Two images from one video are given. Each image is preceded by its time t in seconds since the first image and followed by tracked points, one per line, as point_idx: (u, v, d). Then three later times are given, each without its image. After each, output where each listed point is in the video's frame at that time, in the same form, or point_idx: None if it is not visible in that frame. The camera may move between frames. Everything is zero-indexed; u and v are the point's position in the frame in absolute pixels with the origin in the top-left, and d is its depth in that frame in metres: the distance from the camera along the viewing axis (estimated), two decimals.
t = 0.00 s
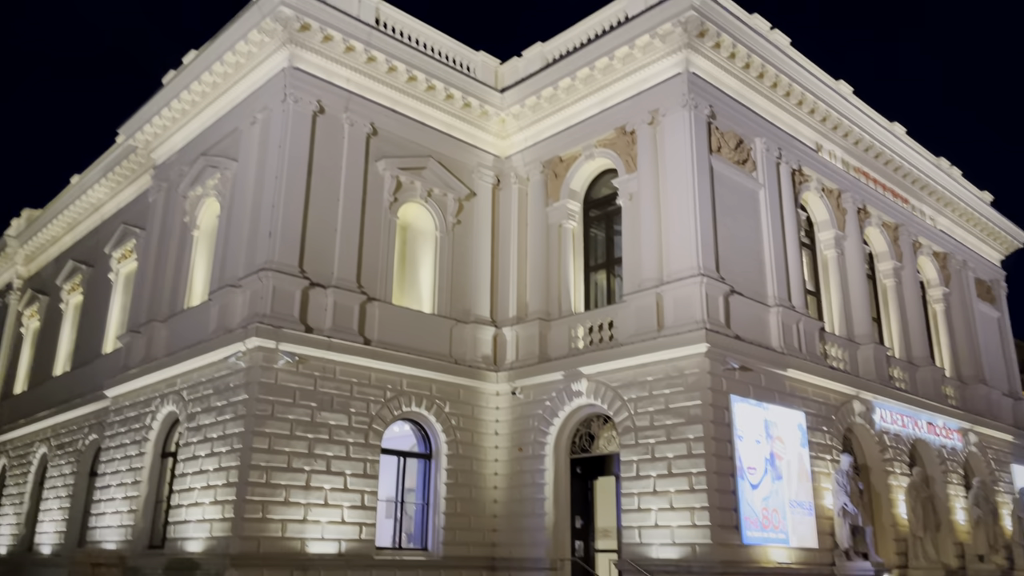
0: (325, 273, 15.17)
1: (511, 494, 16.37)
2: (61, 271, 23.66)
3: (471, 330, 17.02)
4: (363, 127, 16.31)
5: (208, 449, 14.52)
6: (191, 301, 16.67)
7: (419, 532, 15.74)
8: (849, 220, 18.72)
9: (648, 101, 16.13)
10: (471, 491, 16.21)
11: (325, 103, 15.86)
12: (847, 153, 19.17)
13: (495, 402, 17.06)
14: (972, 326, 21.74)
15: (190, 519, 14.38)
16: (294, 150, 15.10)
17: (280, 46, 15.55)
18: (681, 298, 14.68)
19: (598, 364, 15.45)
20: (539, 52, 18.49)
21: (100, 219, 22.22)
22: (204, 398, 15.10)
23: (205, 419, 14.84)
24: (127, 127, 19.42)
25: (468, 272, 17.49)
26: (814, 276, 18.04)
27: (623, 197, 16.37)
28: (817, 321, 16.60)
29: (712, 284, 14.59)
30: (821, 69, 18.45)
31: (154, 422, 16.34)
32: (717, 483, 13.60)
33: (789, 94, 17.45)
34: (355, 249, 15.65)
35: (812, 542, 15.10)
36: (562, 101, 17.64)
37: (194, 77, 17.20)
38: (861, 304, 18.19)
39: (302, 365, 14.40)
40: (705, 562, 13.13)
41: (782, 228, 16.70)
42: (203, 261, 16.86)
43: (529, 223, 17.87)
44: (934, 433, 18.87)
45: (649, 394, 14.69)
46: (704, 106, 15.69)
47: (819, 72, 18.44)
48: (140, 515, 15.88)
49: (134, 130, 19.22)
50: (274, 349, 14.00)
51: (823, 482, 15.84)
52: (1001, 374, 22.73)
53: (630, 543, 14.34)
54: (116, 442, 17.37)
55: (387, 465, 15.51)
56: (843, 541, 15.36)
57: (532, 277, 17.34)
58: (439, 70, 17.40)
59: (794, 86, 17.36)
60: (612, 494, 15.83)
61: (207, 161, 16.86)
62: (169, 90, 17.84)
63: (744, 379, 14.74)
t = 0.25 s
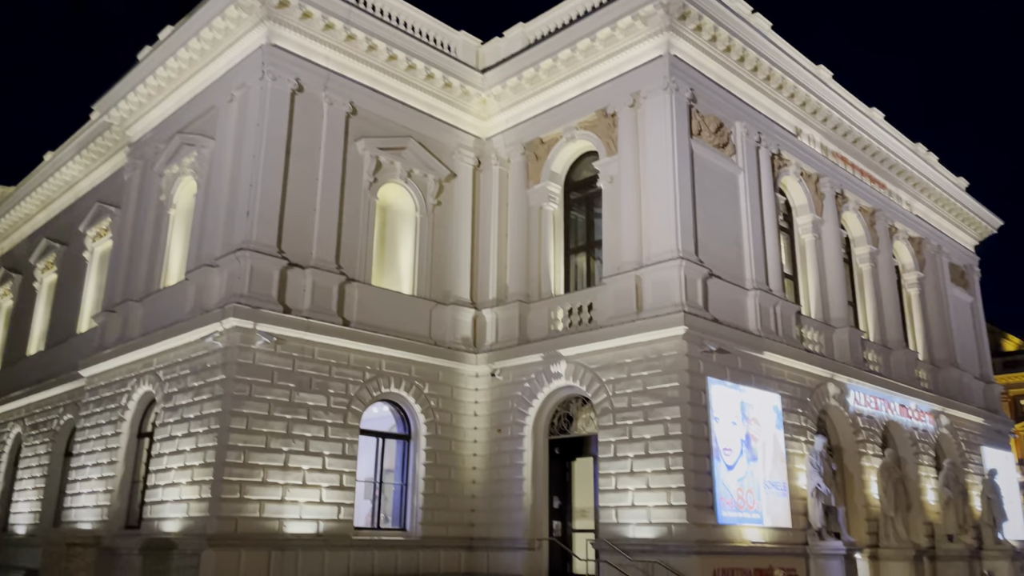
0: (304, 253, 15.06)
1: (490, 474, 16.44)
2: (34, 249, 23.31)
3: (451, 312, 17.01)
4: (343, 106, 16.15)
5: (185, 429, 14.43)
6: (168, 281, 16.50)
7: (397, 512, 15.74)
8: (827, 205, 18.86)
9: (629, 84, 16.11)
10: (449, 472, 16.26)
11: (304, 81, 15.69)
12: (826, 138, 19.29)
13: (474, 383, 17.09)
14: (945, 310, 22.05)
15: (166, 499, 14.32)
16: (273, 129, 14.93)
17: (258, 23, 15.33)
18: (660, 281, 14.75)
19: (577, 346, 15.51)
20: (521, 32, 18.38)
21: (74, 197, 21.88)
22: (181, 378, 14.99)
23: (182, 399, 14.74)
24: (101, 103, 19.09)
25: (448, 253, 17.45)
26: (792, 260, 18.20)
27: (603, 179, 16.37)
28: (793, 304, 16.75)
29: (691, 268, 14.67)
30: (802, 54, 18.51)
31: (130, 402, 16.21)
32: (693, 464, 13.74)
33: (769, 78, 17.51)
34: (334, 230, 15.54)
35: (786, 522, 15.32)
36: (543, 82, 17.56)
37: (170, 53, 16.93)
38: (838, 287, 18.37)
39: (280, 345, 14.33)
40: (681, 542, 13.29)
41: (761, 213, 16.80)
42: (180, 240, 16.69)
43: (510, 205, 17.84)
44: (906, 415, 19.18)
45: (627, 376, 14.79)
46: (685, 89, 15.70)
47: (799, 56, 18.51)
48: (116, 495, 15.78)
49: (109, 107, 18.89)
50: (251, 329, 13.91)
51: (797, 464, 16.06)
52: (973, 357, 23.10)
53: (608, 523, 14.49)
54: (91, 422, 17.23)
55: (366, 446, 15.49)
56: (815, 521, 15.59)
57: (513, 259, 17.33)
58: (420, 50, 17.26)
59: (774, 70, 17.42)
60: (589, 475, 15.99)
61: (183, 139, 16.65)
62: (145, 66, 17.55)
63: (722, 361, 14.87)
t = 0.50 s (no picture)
0: (281, 233, 14.94)
1: (468, 455, 16.50)
2: (5, 227, 22.92)
3: (430, 293, 16.98)
4: (321, 85, 15.98)
5: (160, 409, 14.33)
6: (143, 260, 16.31)
7: (375, 493, 15.74)
8: (804, 189, 18.99)
9: (610, 66, 16.08)
10: (428, 452, 16.29)
11: (282, 59, 15.49)
12: (805, 122, 19.40)
13: (453, 364, 17.11)
14: (919, 294, 22.35)
15: (142, 479, 14.24)
16: (250, 107, 14.76)
17: None
18: (638, 264, 14.81)
19: (556, 327, 15.56)
20: (502, 12, 18.25)
21: (46, 174, 21.50)
22: (156, 358, 14.86)
23: (158, 379, 14.62)
24: (75, 78, 18.73)
25: (427, 234, 17.39)
26: (769, 243, 18.33)
27: (583, 161, 16.37)
28: (770, 287, 16.90)
29: (670, 251, 14.74)
30: (782, 37, 18.56)
31: (105, 382, 16.06)
32: (670, 445, 13.87)
33: (749, 62, 17.54)
34: (312, 210, 15.43)
35: (760, 502, 15.53)
36: (524, 62, 17.47)
37: (144, 28, 16.63)
38: (814, 271, 18.55)
39: (257, 326, 14.23)
40: (657, 522, 13.44)
41: (739, 196, 16.89)
42: (155, 219, 16.48)
43: (489, 186, 17.80)
44: (879, 397, 19.47)
45: (605, 358, 14.87)
46: (665, 71, 15.69)
47: (780, 40, 18.55)
48: (91, 475, 15.66)
49: (82, 82, 18.54)
50: (228, 309, 13.81)
51: (771, 444, 16.27)
52: (945, 341, 23.46)
53: (585, 503, 14.62)
54: (66, 402, 17.06)
55: (344, 427, 15.49)
56: (789, 501, 15.67)
57: (492, 241, 17.31)
58: (400, 28, 17.09)
59: (754, 54, 17.45)
60: (567, 456, 16.23)
61: (158, 116, 16.40)
62: (119, 41, 17.23)
63: (699, 343, 14.98)
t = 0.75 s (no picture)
0: (258, 213, 14.80)
1: (447, 436, 16.54)
2: None
3: (409, 275, 16.93)
4: (299, 63, 15.79)
5: (136, 390, 14.21)
6: (117, 239, 16.11)
7: (353, 473, 15.74)
8: (782, 172, 19.10)
9: (590, 47, 16.02)
10: (406, 433, 16.30)
11: (259, 36, 15.28)
12: (784, 106, 19.48)
13: (432, 345, 17.11)
14: (893, 278, 22.62)
15: (117, 460, 14.13)
16: (226, 85, 14.56)
17: None
18: (617, 246, 14.85)
19: (535, 309, 15.58)
20: None
21: (18, 151, 21.10)
22: (132, 338, 14.70)
23: (133, 359, 14.48)
24: (46, 53, 18.34)
25: (407, 215, 17.31)
26: (747, 226, 18.45)
27: (563, 143, 16.33)
28: (747, 271, 17.03)
29: (648, 234, 14.79)
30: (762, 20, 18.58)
31: (79, 362, 15.89)
32: (647, 426, 13.98)
33: (729, 45, 17.57)
34: (289, 190, 15.29)
35: (735, 482, 15.72)
36: (505, 43, 17.36)
37: (118, 3, 16.31)
38: (791, 254, 18.70)
39: (234, 306, 14.11)
40: (633, 502, 13.57)
41: (718, 180, 16.96)
42: (130, 198, 16.27)
43: (469, 167, 17.73)
44: (852, 379, 19.76)
45: (584, 340, 14.92)
46: (646, 53, 15.66)
47: (760, 23, 18.57)
48: (65, 456, 15.52)
49: (54, 58, 18.16)
50: (204, 290, 13.68)
51: (746, 426, 16.45)
52: (918, 324, 23.79)
53: (562, 483, 14.73)
54: (39, 382, 16.86)
55: (322, 408, 15.43)
56: (763, 481, 15.89)
57: (472, 222, 17.28)
58: (379, 6, 16.90)
59: (735, 37, 17.47)
60: (544, 437, 16.10)
61: (133, 93, 16.13)
62: (92, 16, 16.89)
63: (676, 326, 15.07)
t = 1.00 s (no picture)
0: (235, 194, 14.65)
1: (426, 419, 16.56)
2: None
3: (388, 257, 16.87)
4: (277, 42, 15.59)
5: (112, 371, 14.07)
6: (92, 219, 15.90)
7: (332, 455, 15.72)
8: (761, 157, 19.20)
9: (572, 29, 15.96)
10: (385, 415, 16.29)
11: (236, 13, 15.05)
12: (763, 91, 19.56)
13: (412, 328, 17.09)
14: (869, 262, 22.87)
15: (93, 442, 14.02)
16: (203, 63, 14.34)
17: None
18: (597, 229, 14.87)
19: (514, 292, 15.60)
20: None
21: None
22: (107, 319, 14.54)
23: (108, 340, 14.33)
24: (18, 29, 17.97)
25: (386, 197, 17.22)
26: (726, 210, 18.56)
27: (544, 126, 16.29)
28: (726, 255, 17.15)
29: (628, 217, 14.83)
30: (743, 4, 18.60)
31: (53, 343, 15.71)
32: (625, 408, 14.08)
33: (711, 29, 17.59)
34: (267, 170, 15.14)
35: (711, 464, 15.89)
36: (485, 24, 17.24)
37: None
38: (769, 239, 18.84)
39: (211, 288, 13.98)
40: (611, 483, 13.68)
41: (698, 164, 17.02)
42: (104, 177, 16.04)
43: (449, 149, 17.65)
44: (827, 362, 20.00)
45: (563, 323, 14.97)
46: (628, 36, 15.63)
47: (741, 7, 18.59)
48: (40, 438, 15.37)
49: (26, 33, 17.79)
50: (181, 271, 13.54)
51: (723, 408, 16.60)
52: (893, 309, 24.08)
53: (541, 464, 14.81)
54: (13, 363, 16.65)
55: (301, 390, 15.36)
56: (739, 462, 15.99)
57: (452, 205, 17.23)
58: None
59: (716, 21, 17.50)
60: (524, 420, 16.30)
61: (107, 71, 15.86)
62: None
63: (655, 309, 15.15)
